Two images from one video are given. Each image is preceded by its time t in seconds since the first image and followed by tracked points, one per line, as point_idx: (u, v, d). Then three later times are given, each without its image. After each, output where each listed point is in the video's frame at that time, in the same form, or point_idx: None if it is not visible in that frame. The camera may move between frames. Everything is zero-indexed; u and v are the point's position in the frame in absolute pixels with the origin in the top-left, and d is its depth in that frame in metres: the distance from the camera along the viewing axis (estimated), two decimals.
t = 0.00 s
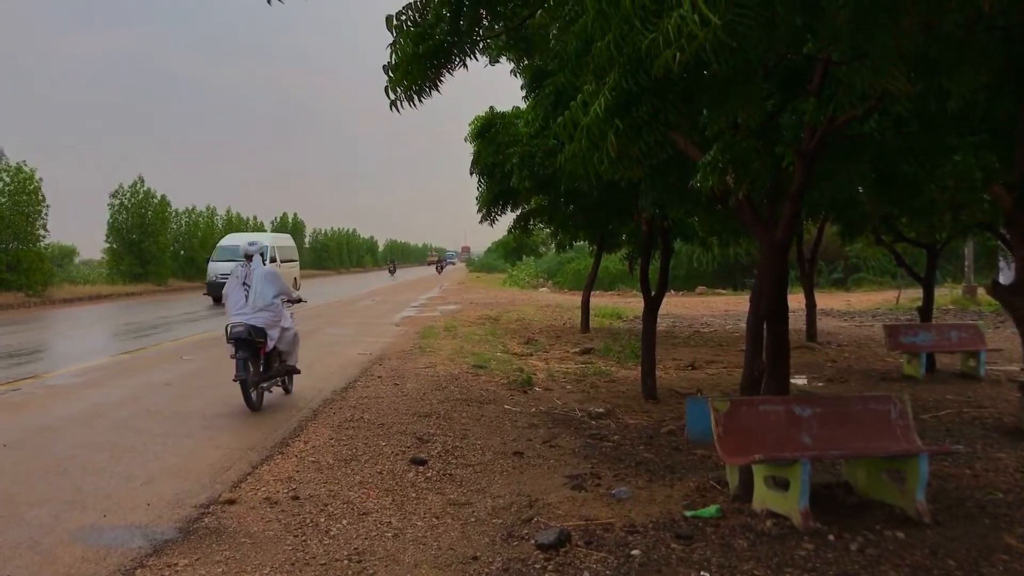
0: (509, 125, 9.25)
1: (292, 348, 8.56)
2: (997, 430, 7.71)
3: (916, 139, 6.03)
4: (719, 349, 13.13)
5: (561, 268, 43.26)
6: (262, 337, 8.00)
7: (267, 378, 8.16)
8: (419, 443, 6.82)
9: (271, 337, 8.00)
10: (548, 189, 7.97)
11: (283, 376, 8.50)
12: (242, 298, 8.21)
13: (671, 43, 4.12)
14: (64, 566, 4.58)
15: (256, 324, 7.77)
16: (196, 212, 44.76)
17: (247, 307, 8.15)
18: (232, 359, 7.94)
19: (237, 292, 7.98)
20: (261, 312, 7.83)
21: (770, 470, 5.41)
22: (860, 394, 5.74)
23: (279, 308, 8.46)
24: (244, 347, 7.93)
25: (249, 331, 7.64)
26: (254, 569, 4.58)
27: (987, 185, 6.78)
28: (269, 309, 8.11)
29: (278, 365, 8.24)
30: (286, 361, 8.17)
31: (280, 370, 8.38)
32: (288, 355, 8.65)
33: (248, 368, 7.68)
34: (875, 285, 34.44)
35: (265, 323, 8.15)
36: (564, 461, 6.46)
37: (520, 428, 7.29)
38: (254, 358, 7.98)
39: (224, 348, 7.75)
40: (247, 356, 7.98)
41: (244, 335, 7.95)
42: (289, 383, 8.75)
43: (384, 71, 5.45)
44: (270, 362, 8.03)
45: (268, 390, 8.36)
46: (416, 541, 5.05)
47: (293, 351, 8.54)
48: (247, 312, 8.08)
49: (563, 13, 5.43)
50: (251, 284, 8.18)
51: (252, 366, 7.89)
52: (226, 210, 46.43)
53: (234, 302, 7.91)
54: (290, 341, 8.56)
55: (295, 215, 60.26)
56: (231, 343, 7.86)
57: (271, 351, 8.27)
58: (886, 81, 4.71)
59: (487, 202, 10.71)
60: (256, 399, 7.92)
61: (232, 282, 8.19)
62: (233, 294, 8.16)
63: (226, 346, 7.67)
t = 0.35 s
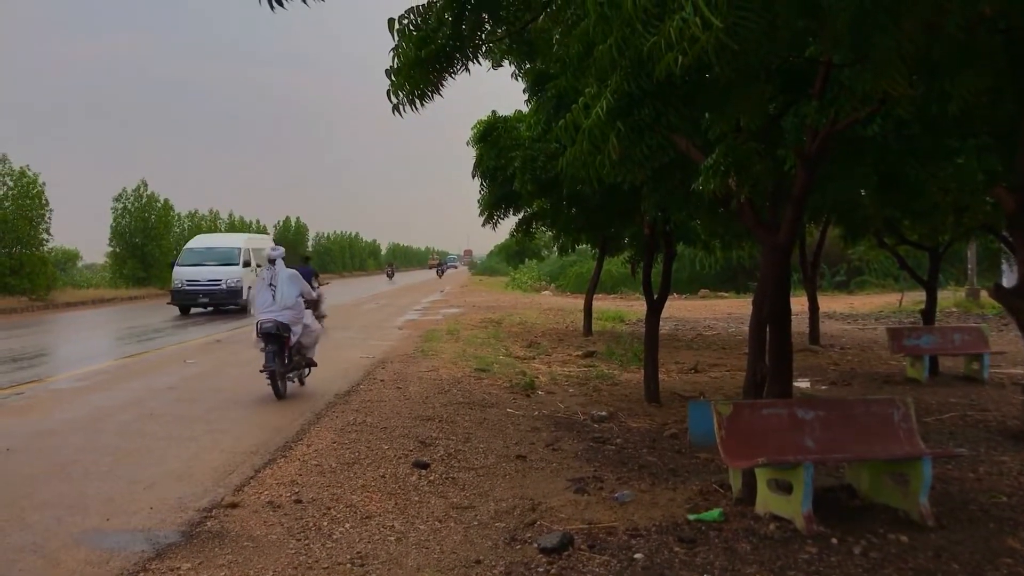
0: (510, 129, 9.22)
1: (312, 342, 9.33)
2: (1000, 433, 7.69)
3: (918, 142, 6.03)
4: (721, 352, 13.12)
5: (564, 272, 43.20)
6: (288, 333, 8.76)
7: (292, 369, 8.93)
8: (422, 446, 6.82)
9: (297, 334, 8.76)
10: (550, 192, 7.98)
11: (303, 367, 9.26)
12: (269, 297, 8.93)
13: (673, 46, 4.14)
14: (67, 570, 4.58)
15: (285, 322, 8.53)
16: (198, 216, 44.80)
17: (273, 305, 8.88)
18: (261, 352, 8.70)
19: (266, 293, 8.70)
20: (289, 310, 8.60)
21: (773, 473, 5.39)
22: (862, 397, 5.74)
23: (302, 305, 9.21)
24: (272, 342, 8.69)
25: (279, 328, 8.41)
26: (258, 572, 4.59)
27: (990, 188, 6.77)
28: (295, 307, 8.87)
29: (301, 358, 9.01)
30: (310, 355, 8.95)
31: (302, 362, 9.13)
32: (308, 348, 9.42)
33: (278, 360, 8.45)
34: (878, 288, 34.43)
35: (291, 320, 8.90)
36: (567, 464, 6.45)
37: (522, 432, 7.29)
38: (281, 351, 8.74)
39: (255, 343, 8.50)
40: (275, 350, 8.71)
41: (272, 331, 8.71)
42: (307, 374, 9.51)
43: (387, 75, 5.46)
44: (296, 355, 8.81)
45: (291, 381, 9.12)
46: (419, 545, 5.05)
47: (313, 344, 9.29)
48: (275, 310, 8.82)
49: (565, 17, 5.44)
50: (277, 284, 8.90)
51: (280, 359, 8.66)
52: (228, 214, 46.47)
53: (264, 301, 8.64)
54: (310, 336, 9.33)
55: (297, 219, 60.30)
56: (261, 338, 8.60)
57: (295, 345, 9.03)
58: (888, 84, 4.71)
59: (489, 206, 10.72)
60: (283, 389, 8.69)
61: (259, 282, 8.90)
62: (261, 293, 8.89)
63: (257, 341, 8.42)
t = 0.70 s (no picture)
0: (516, 132, 9.20)
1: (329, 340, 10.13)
2: (1008, 437, 7.66)
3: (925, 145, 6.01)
4: (728, 356, 13.09)
5: (571, 275, 43.10)
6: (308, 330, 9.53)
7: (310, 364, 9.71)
8: (428, 449, 6.82)
9: (316, 332, 9.55)
10: (557, 195, 7.98)
11: (319, 363, 10.05)
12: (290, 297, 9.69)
13: (680, 49, 4.14)
14: (75, 572, 4.59)
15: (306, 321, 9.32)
16: (205, 219, 44.87)
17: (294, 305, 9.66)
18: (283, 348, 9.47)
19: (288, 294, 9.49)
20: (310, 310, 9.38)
21: (780, 477, 5.37)
22: (869, 401, 5.72)
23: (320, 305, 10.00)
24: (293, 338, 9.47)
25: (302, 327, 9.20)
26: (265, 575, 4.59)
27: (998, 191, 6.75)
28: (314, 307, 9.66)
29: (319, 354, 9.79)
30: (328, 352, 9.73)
31: (319, 358, 9.91)
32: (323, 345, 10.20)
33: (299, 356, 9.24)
34: (884, 291, 34.35)
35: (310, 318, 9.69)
36: (573, 468, 6.44)
37: (528, 435, 7.28)
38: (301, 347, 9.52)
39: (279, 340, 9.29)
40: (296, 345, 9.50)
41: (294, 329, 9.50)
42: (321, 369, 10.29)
43: (393, 79, 5.48)
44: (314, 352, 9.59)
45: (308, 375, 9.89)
46: (425, 548, 5.05)
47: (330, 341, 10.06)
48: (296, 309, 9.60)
49: (572, 21, 5.46)
50: (298, 286, 9.68)
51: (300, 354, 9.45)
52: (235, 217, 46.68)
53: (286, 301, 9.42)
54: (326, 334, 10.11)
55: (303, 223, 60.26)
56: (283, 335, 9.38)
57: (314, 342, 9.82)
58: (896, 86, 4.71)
59: (495, 210, 10.72)
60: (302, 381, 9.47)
61: (281, 283, 9.67)
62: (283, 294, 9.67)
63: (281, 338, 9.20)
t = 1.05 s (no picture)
0: (534, 136, 9.32)
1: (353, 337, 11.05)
2: None
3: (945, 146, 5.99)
4: (746, 358, 13.04)
5: (587, 277, 43.02)
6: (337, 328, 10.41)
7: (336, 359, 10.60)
8: (446, 452, 6.83)
9: (344, 330, 10.43)
10: (574, 198, 7.98)
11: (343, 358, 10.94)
12: (319, 298, 10.52)
13: (700, 50, 4.14)
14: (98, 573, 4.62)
15: (335, 319, 10.20)
16: (222, 223, 45.14)
17: (323, 304, 10.54)
18: (312, 343, 10.34)
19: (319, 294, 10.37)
20: (339, 310, 10.26)
21: (799, 479, 5.35)
22: (889, 403, 5.69)
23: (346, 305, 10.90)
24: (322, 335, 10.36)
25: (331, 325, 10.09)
26: None
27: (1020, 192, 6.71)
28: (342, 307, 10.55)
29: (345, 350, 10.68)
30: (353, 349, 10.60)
31: (344, 354, 10.80)
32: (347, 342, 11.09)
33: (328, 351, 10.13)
34: (904, 293, 34.11)
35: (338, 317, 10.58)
36: (591, 470, 6.44)
37: (546, 438, 7.28)
38: (330, 344, 10.41)
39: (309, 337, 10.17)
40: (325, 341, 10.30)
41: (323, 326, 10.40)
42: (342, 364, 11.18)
43: (412, 83, 5.50)
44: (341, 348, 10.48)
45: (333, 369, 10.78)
46: (444, 550, 5.06)
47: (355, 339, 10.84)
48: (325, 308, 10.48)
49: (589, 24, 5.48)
50: (326, 287, 10.49)
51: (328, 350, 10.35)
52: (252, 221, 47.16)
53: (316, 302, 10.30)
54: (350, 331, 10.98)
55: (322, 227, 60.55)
56: (313, 332, 10.26)
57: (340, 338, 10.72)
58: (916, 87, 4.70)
59: (513, 212, 10.74)
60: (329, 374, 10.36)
61: (311, 284, 10.54)
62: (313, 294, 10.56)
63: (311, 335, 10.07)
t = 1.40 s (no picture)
0: (562, 137, 9.33)
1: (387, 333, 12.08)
2: None
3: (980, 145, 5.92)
4: (776, 360, 12.96)
5: (615, 279, 42.91)
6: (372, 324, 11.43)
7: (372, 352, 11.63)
8: (475, 453, 6.84)
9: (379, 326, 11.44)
10: (602, 199, 7.98)
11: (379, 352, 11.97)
12: (357, 297, 11.55)
13: (730, 50, 4.12)
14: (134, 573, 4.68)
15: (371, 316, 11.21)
16: (252, 227, 45.76)
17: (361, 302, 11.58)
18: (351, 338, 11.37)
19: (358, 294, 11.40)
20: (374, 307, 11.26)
21: (831, 481, 5.30)
22: (923, 405, 5.62)
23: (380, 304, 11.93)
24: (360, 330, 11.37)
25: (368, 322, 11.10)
26: None
27: None
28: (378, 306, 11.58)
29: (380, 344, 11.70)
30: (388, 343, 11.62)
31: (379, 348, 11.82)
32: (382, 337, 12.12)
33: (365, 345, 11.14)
34: (937, 294, 33.70)
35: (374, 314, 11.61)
36: (621, 472, 6.42)
37: (575, 439, 7.27)
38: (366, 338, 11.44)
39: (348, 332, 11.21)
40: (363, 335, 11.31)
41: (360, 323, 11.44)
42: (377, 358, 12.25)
43: (441, 86, 5.55)
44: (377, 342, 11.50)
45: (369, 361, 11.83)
46: (474, 551, 5.07)
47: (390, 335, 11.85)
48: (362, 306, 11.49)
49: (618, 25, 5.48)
50: (364, 287, 11.53)
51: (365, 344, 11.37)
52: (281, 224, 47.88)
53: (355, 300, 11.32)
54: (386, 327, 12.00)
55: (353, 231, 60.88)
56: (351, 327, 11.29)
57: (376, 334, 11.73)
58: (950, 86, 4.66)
59: (541, 213, 10.75)
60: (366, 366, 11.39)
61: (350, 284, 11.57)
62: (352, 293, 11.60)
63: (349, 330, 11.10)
